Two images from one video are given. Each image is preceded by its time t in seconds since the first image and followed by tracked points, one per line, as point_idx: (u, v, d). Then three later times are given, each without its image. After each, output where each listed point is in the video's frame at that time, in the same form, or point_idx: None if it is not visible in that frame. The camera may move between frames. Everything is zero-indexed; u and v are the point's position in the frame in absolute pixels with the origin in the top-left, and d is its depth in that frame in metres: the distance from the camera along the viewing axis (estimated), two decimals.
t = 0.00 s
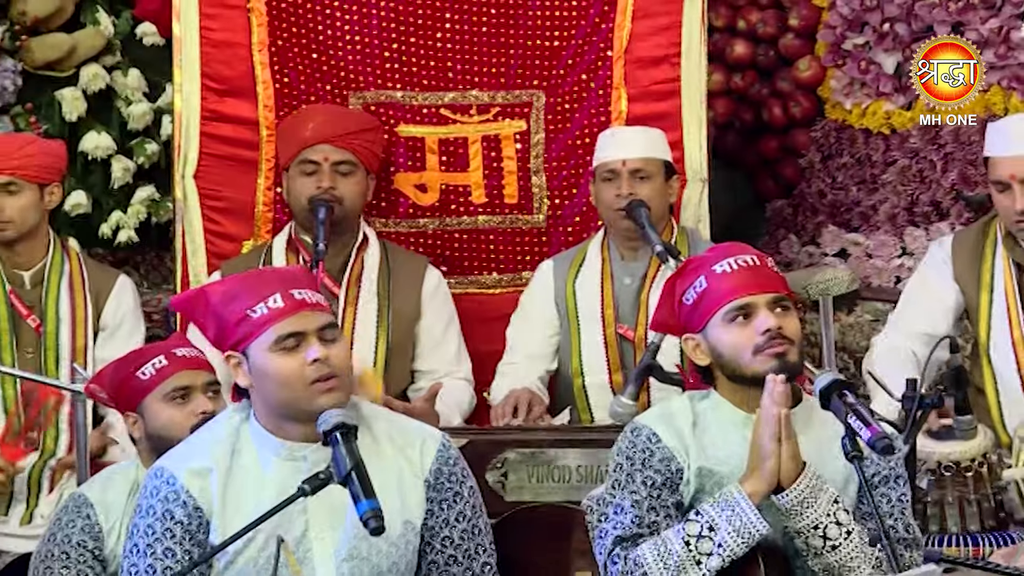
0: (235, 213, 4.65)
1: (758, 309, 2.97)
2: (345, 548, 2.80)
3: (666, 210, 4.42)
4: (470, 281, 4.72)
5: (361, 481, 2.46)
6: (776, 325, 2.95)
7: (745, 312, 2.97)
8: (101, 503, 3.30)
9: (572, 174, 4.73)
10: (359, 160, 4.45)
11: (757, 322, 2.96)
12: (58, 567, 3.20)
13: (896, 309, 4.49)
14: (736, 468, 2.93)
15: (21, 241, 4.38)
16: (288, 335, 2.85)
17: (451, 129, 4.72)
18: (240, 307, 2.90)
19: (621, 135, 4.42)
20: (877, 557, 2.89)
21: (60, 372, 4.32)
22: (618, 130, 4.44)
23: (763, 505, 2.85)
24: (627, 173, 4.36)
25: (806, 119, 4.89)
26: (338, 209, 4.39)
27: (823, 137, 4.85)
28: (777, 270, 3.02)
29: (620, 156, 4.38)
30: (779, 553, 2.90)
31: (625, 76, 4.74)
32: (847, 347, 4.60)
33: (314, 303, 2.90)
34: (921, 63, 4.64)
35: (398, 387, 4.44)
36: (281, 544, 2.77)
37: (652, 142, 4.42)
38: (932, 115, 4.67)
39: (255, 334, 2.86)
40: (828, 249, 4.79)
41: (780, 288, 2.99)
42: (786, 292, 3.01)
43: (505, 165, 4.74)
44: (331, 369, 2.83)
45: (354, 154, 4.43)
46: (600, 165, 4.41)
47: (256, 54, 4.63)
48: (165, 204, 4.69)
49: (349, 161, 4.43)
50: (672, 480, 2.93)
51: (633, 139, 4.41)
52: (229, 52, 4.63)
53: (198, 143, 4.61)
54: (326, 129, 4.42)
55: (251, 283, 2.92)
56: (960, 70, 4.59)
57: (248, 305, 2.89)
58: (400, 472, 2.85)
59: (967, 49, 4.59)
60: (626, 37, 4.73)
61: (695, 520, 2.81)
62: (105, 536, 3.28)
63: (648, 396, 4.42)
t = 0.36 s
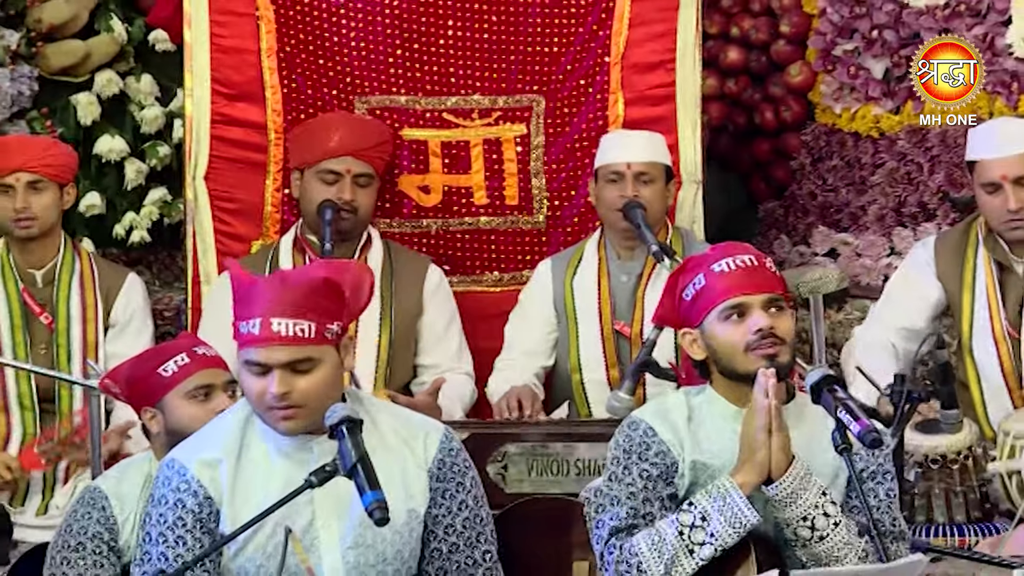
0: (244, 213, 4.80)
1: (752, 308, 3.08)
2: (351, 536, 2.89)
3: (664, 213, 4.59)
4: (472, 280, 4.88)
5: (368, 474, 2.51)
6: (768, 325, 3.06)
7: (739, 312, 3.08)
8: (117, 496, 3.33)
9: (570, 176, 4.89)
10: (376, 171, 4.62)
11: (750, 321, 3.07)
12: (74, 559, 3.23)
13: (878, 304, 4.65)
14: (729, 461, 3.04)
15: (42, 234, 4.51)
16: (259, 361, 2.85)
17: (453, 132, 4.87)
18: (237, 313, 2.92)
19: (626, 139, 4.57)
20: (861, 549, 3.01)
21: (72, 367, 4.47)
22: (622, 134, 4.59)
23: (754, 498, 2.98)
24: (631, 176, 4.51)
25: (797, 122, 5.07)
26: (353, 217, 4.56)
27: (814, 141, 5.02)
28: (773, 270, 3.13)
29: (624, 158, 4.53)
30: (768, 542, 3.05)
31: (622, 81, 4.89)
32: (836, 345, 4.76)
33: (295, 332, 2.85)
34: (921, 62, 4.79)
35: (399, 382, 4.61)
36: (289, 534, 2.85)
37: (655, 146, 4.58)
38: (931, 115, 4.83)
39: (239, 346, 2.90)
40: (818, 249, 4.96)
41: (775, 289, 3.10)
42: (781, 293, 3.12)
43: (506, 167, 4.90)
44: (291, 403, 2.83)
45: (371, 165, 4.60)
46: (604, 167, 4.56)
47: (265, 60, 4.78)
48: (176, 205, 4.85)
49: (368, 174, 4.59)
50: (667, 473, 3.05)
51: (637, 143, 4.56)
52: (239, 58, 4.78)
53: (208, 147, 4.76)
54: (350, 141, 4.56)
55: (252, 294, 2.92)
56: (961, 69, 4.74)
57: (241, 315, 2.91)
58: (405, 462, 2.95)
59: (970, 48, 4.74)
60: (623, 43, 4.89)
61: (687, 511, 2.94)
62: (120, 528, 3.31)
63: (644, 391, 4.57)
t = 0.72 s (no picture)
0: (254, 212, 4.96)
1: (754, 295, 3.15)
2: (356, 524, 2.95)
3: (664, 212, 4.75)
4: (474, 276, 5.04)
5: (373, 462, 2.59)
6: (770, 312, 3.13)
7: (741, 299, 3.14)
8: (131, 486, 3.38)
9: (570, 176, 5.05)
10: (374, 164, 4.76)
11: (751, 308, 3.13)
12: (90, 545, 3.29)
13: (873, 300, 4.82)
14: (723, 453, 3.11)
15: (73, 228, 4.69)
16: (258, 355, 2.93)
17: (456, 133, 5.03)
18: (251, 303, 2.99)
19: (628, 142, 4.72)
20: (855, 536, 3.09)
21: (88, 361, 4.63)
22: (625, 136, 4.74)
23: (747, 486, 3.05)
24: (633, 177, 4.67)
25: (788, 123, 5.23)
26: (354, 210, 4.70)
27: (806, 140, 5.20)
28: (776, 264, 3.20)
29: (627, 160, 4.69)
30: (763, 530, 3.12)
31: (619, 84, 5.05)
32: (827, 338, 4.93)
33: (294, 337, 2.91)
34: (921, 62, 4.97)
35: (407, 375, 4.77)
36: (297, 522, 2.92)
37: (656, 148, 4.73)
38: (931, 115, 5.03)
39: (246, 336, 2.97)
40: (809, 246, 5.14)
41: (776, 279, 3.17)
42: (783, 285, 3.19)
43: (508, 167, 5.05)
44: (278, 399, 2.92)
45: (369, 158, 4.74)
46: (607, 167, 4.72)
47: (275, 63, 4.95)
48: (189, 204, 5.01)
49: (366, 165, 4.74)
50: (663, 463, 3.11)
51: (639, 145, 4.71)
52: (249, 61, 4.93)
53: (219, 147, 4.92)
54: (345, 135, 4.72)
55: (265, 288, 2.98)
56: (962, 69, 4.92)
57: (252, 307, 2.97)
58: (410, 452, 3.03)
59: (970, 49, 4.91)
60: (621, 47, 5.05)
61: (684, 498, 3.02)
62: (134, 515, 3.37)
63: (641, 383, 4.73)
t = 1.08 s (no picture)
0: (266, 211, 5.11)
1: (753, 295, 3.28)
2: (364, 515, 3.10)
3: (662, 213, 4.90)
4: (479, 274, 5.20)
5: (379, 454, 2.73)
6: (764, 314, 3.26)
7: (739, 299, 3.28)
8: (147, 477, 3.51)
9: (571, 177, 5.21)
10: (375, 161, 4.91)
11: (747, 308, 3.27)
12: (108, 534, 3.41)
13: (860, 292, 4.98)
14: (722, 445, 3.26)
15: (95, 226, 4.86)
16: (267, 350, 3.08)
17: (461, 135, 5.19)
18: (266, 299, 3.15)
19: (627, 148, 4.87)
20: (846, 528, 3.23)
21: (106, 355, 4.80)
22: (624, 139, 4.90)
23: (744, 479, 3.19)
24: (632, 181, 4.82)
25: (783, 125, 5.36)
26: (359, 207, 4.84)
27: (799, 144, 5.36)
28: (781, 266, 3.32)
29: (627, 165, 4.84)
30: (759, 520, 3.26)
31: (619, 88, 5.22)
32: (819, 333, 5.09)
33: (300, 333, 3.05)
34: (922, 62, 5.18)
35: (414, 369, 4.92)
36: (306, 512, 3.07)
37: (655, 150, 4.89)
38: (932, 115, 5.21)
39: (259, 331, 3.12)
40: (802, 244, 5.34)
41: (777, 281, 3.30)
42: (784, 287, 3.31)
43: (510, 168, 5.22)
44: (283, 392, 3.06)
45: (369, 154, 4.90)
46: (608, 171, 4.87)
47: (285, 67, 5.11)
48: (202, 204, 5.20)
49: (367, 162, 4.90)
50: (664, 454, 3.27)
51: (638, 150, 4.87)
52: (260, 66, 5.10)
53: (231, 148, 5.09)
54: (345, 134, 4.89)
55: (279, 285, 3.13)
56: (962, 70, 5.14)
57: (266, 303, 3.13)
58: (416, 448, 3.16)
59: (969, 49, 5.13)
60: (620, 52, 5.22)
61: (683, 489, 3.16)
62: (149, 507, 3.50)
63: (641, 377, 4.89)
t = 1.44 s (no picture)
0: (277, 213, 5.28)
1: (752, 295, 3.42)
2: (372, 508, 3.24)
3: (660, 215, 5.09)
4: (483, 273, 5.37)
5: (386, 449, 2.84)
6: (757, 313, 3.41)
7: (738, 298, 3.43)
8: (161, 470, 3.57)
9: (572, 180, 5.39)
10: (382, 163, 5.08)
11: (745, 307, 3.42)
12: (123, 525, 3.49)
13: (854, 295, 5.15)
14: (720, 440, 3.40)
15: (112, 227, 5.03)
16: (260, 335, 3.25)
17: (465, 140, 5.37)
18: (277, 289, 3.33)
19: (626, 155, 5.04)
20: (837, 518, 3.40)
21: (122, 352, 4.96)
22: (623, 145, 5.07)
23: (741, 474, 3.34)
24: (630, 187, 5.00)
25: (777, 129, 5.62)
26: (367, 208, 5.02)
27: (793, 149, 5.58)
28: (785, 269, 3.46)
29: (626, 171, 5.01)
30: (754, 512, 3.43)
31: (618, 94, 5.39)
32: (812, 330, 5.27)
33: (289, 322, 3.21)
34: (922, 63, 5.28)
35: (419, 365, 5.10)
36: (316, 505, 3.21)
37: (652, 155, 5.07)
38: (932, 116, 5.35)
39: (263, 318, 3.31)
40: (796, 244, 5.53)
41: (779, 283, 3.43)
42: (785, 290, 3.45)
43: (513, 172, 5.39)
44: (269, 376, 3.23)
45: (376, 156, 5.07)
46: (607, 176, 5.05)
47: (295, 74, 5.28)
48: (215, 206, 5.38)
49: (374, 163, 5.07)
50: (664, 449, 3.42)
51: (636, 155, 5.04)
52: (271, 73, 5.26)
53: (244, 152, 5.26)
54: (353, 137, 5.06)
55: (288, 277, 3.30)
56: (962, 69, 5.22)
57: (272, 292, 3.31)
58: (422, 441, 3.31)
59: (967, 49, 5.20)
60: (620, 59, 5.39)
61: (682, 483, 3.32)
62: (164, 499, 3.56)
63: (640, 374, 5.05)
